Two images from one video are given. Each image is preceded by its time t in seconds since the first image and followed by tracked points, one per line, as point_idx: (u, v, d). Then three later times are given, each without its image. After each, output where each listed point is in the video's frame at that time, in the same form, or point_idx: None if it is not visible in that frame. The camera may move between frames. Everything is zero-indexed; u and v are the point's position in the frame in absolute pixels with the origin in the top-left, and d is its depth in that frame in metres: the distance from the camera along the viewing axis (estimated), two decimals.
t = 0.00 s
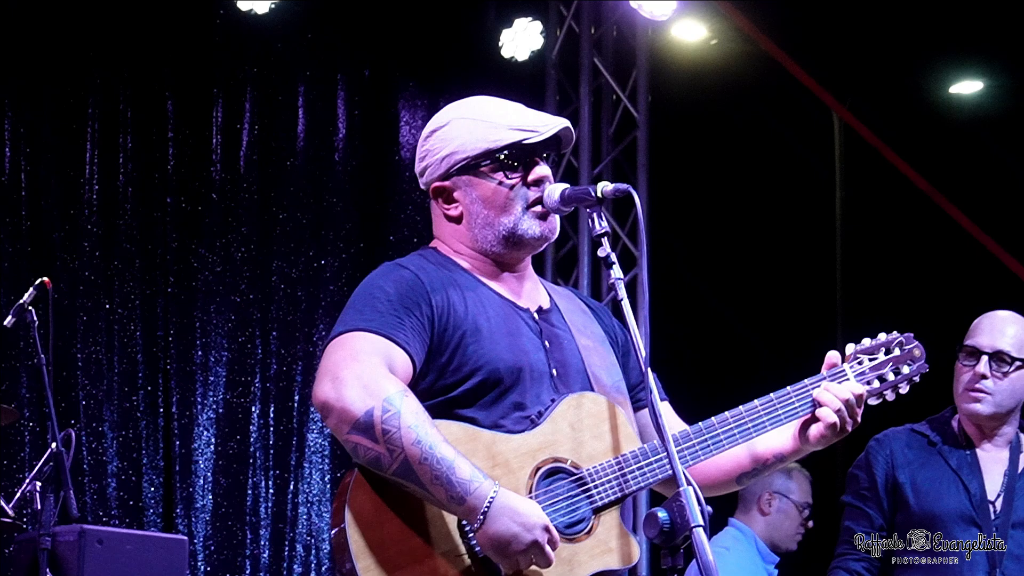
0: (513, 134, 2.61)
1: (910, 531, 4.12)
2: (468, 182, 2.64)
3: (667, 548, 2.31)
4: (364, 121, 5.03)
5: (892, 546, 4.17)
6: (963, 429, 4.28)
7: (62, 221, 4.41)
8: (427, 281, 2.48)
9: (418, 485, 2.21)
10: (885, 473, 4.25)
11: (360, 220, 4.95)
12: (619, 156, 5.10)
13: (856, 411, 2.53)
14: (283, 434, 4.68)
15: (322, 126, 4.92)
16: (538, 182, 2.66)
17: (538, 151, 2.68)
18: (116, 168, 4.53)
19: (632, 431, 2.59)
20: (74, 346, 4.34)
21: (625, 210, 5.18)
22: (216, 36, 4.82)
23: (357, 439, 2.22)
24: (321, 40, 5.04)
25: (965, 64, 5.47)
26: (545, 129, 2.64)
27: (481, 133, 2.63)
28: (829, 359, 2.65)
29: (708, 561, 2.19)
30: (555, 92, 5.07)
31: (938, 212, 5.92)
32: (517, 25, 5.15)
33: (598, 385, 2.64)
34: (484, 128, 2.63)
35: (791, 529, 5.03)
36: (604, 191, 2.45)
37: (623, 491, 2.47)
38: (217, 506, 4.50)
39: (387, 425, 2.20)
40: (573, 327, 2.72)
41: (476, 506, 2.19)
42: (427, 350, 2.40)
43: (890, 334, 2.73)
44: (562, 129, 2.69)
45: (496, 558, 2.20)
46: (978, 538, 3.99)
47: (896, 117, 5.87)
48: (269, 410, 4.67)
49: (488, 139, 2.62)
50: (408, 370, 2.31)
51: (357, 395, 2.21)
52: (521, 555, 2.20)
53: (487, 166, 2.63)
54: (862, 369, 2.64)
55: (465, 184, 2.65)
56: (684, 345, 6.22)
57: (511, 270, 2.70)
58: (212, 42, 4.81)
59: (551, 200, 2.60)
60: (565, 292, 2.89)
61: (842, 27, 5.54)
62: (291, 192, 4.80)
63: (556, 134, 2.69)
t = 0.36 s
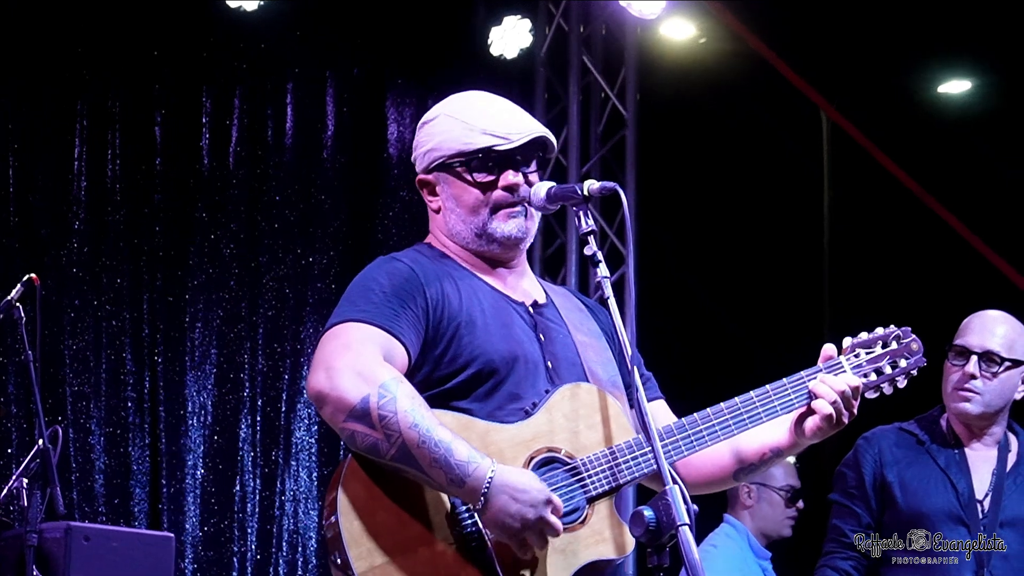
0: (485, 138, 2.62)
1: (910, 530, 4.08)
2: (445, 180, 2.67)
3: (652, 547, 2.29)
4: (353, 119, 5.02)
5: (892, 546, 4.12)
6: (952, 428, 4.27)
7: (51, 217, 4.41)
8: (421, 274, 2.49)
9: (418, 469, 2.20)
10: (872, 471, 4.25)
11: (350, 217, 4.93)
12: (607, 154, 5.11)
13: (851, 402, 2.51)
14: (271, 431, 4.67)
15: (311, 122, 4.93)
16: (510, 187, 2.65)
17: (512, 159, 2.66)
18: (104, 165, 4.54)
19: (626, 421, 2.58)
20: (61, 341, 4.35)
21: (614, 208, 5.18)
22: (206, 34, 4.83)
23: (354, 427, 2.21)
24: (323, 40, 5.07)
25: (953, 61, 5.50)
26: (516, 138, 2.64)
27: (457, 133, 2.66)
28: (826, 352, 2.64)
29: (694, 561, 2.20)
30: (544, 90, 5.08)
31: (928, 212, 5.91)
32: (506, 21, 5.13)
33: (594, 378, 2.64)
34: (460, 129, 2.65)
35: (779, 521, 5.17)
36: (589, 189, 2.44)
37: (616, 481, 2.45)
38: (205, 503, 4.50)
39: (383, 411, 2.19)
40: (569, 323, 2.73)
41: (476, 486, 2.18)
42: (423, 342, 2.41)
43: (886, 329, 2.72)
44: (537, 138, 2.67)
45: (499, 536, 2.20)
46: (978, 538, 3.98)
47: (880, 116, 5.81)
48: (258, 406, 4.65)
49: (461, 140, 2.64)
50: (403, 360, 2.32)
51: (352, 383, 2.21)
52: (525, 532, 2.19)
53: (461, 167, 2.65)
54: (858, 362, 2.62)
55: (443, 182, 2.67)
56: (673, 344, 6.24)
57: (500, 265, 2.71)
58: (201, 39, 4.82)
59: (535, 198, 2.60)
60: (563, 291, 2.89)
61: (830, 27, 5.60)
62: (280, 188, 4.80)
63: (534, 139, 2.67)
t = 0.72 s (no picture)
0: (477, 141, 2.63)
1: (910, 530, 4.06)
2: (448, 190, 2.69)
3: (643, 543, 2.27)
4: (344, 116, 5.00)
5: (892, 546, 4.10)
6: (942, 428, 4.26)
7: (41, 215, 4.44)
8: (417, 277, 2.52)
9: (401, 455, 2.25)
10: (862, 469, 4.27)
11: (334, 231, 4.88)
12: (599, 152, 5.12)
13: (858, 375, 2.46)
14: (262, 428, 4.65)
15: (303, 119, 4.92)
16: (512, 184, 2.66)
17: (510, 155, 2.67)
18: (95, 163, 4.56)
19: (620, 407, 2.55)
20: (52, 338, 4.39)
21: (605, 207, 5.18)
22: (197, 29, 4.81)
23: (337, 421, 2.27)
24: (319, 40, 5.05)
25: (942, 62, 5.52)
26: (509, 134, 2.64)
27: (451, 140, 2.68)
28: (831, 328, 2.62)
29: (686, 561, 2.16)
30: (536, 88, 5.10)
31: (919, 211, 5.93)
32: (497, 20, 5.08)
33: (602, 367, 2.64)
34: (453, 135, 2.66)
35: (770, 519, 5.17)
36: (580, 188, 2.42)
37: (612, 464, 2.45)
38: (196, 500, 4.50)
39: (361, 402, 2.24)
40: (581, 315, 2.72)
41: (457, 466, 2.22)
42: (419, 340, 2.45)
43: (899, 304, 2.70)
44: (530, 130, 2.67)
45: (486, 515, 2.22)
46: (978, 538, 3.97)
47: (876, 117, 5.90)
48: (249, 403, 4.64)
49: (456, 146, 2.65)
50: (394, 357, 2.35)
51: (332, 379, 2.27)
52: (508, 510, 2.21)
53: (461, 174, 2.68)
54: (866, 336, 2.60)
55: (446, 192, 2.70)
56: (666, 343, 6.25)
57: (510, 263, 2.71)
58: (193, 35, 4.81)
59: (528, 196, 2.61)
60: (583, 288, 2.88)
61: (820, 27, 5.56)
62: (271, 186, 4.78)
63: (529, 131, 2.68)
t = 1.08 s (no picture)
0: (471, 149, 2.70)
1: (910, 531, 4.05)
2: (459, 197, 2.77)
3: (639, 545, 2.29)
4: (337, 117, 5.01)
5: (892, 546, 4.09)
6: (932, 428, 4.29)
7: (33, 214, 4.40)
8: (428, 286, 2.62)
9: (400, 463, 2.37)
10: (853, 470, 4.26)
11: (332, 224, 4.91)
12: (592, 154, 5.13)
13: (867, 370, 2.43)
14: (254, 429, 4.66)
15: (296, 120, 4.93)
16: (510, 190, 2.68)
17: (503, 164, 2.70)
18: (88, 162, 4.54)
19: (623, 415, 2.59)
20: (45, 336, 4.34)
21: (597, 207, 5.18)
22: (189, 28, 4.81)
23: (338, 434, 2.40)
24: (320, 39, 5.08)
25: (934, 64, 5.49)
26: (497, 142, 2.68)
27: (453, 149, 2.75)
28: (841, 323, 2.58)
29: (677, 560, 2.18)
30: (529, 88, 5.09)
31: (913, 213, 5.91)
32: (490, 21, 5.14)
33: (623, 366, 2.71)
34: (453, 145, 2.74)
35: (748, 515, 5.27)
36: (572, 188, 2.47)
37: (610, 473, 2.51)
38: (187, 500, 4.48)
39: (359, 414, 2.36)
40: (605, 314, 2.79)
41: (453, 472, 2.33)
42: (426, 350, 2.55)
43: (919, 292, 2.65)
44: (518, 139, 2.69)
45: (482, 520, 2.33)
46: (979, 538, 3.99)
47: (867, 117, 5.84)
48: (241, 404, 4.64)
49: (455, 153, 2.73)
50: (398, 368, 2.46)
51: (332, 393, 2.40)
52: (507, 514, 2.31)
53: (463, 181, 2.74)
54: (880, 330, 2.55)
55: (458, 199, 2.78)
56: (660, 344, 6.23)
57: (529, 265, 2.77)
58: (186, 35, 4.81)
59: (519, 197, 2.63)
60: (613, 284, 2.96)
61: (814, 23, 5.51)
62: (265, 186, 4.79)
63: (522, 137, 2.69)
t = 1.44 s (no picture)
0: (461, 173, 2.95)
1: (910, 531, 4.20)
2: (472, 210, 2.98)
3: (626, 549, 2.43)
4: (326, 123, 5.01)
5: (891, 546, 4.21)
6: (918, 434, 4.46)
7: (23, 223, 4.40)
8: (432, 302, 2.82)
9: (382, 466, 2.56)
10: (840, 477, 4.40)
11: (318, 238, 4.89)
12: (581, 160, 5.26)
13: (853, 390, 2.42)
14: (244, 436, 4.63)
15: (285, 125, 4.92)
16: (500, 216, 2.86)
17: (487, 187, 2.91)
18: (77, 169, 4.52)
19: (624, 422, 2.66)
20: (34, 343, 4.34)
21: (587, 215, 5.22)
22: (178, 36, 4.81)
23: (326, 445, 2.62)
24: (319, 40, 5.10)
25: (924, 71, 5.72)
26: (478, 168, 2.89)
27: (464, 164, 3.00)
28: (835, 340, 2.56)
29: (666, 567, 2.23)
30: (517, 94, 5.26)
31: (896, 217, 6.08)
32: (480, 27, 5.30)
33: (625, 385, 2.85)
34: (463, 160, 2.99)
35: (721, 521, 5.26)
36: (558, 195, 2.56)
37: (591, 485, 2.58)
38: (177, 507, 4.47)
39: (341, 423, 2.58)
40: (618, 334, 2.93)
41: (429, 469, 2.50)
42: (423, 363, 2.74)
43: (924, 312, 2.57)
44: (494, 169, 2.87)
45: (459, 515, 2.47)
46: (979, 538, 4.16)
47: (857, 116, 6.04)
48: (230, 412, 4.62)
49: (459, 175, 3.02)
50: (389, 379, 2.67)
51: (320, 406, 2.64)
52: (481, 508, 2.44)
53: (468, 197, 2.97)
54: (872, 348, 2.52)
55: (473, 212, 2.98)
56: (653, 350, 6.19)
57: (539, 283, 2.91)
58: (174, 43, 4.80)
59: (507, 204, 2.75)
60: (635, 298, 3.09)
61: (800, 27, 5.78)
62: (253, 194, 4.78)
63: (502, 172, 2.86)
